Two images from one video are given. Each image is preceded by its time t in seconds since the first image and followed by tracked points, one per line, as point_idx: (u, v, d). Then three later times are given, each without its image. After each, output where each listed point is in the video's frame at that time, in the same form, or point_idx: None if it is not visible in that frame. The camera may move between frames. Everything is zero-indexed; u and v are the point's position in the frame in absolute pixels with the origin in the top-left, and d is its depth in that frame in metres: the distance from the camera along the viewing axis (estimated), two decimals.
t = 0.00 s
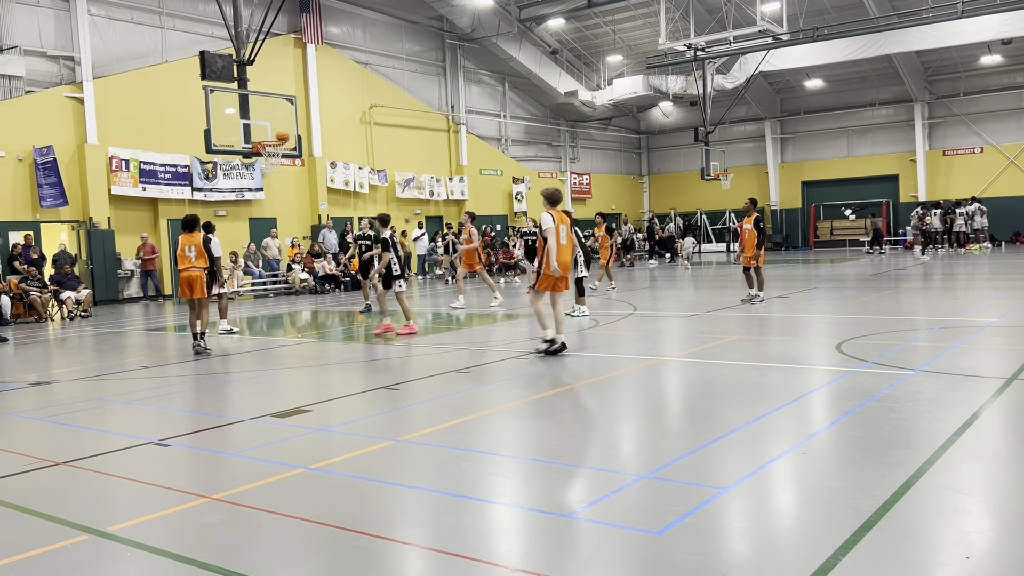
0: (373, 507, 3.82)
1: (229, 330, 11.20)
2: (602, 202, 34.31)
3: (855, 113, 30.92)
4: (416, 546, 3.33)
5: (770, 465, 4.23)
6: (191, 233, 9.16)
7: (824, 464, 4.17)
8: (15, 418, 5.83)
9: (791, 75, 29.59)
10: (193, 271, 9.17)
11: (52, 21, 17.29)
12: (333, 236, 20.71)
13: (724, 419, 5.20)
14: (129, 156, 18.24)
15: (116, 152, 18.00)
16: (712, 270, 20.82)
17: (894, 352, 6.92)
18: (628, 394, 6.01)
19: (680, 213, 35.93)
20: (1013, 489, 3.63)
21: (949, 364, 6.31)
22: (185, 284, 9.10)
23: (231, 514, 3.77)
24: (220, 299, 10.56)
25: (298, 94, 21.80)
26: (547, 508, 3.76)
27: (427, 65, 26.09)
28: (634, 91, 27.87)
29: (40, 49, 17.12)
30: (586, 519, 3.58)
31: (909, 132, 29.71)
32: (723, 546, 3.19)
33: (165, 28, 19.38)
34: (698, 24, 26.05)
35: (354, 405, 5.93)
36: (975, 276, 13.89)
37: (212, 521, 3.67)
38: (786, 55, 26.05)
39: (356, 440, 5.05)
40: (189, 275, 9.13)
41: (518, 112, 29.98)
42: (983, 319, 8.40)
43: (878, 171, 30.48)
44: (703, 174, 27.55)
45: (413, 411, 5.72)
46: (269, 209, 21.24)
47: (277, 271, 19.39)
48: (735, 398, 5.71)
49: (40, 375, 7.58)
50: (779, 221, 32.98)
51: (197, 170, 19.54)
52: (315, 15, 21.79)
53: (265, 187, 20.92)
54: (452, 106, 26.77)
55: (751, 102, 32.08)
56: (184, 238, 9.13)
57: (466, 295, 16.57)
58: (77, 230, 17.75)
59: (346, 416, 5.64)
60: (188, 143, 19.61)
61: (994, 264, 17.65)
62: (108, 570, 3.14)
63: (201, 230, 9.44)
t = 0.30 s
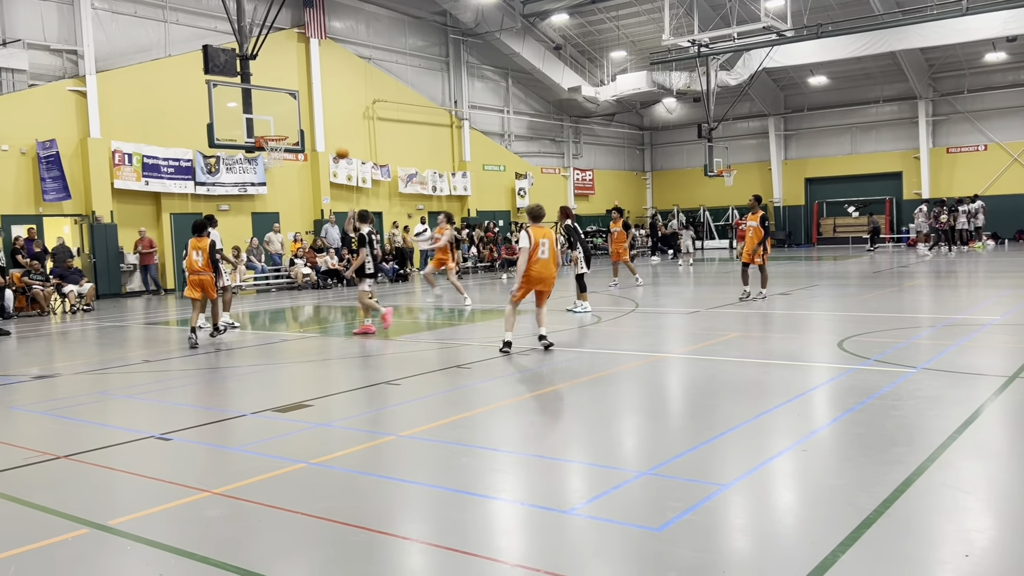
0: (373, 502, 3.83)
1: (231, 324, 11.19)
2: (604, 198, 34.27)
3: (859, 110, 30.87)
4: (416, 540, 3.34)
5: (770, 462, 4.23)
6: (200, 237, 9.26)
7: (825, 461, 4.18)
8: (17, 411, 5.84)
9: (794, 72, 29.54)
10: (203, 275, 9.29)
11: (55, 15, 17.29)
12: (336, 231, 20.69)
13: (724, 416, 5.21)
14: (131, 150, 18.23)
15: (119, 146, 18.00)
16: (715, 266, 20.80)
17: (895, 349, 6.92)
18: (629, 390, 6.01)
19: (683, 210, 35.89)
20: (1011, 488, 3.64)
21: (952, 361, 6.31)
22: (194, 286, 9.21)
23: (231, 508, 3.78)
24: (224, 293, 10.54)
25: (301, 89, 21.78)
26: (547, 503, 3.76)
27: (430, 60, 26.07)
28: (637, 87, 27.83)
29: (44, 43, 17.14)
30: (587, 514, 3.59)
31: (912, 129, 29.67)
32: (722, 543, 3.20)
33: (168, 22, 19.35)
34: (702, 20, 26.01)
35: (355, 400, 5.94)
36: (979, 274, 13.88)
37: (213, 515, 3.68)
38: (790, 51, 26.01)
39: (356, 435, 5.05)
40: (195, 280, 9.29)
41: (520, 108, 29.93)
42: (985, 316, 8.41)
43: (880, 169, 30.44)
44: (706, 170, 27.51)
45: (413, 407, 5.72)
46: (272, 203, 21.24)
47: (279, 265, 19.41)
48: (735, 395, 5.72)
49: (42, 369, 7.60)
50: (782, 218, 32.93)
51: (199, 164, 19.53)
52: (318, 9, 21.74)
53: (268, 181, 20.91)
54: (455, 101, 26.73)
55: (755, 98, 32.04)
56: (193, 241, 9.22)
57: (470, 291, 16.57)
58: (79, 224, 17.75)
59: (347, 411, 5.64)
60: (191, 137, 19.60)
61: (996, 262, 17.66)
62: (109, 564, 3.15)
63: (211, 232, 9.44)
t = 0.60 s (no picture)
0: (372, 495, 3.83)
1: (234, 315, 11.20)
2: (606, 193, 34.23)
3: (861, 107, 30.83)
4: (415, 534, 3.34)
5: (770, 457, 4.23)
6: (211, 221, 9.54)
7: (824, 457, 4.18)
8: (18, 402, 5.84)
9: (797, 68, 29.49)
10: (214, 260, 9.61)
11: (57, 5, 17.25)
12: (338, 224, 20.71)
13: (725, 411, 5.21)
14: (133, 142, 18.20)
15: (121, 138, 17.97)
16: (717, 262, 20.80)
17: (896, 346, 6.91)
18: (630, 385, 6.01)
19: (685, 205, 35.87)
20: (1011, 485, 3.64)
21: (953, 358, 6.32)
22: (207, 269, 9.68)
23: (231, 500, 3.78)
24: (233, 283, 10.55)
25: (304, 81, 21.75)
26: (546, 497, 3.77)
27: (434, 53, 26.03)
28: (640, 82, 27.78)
29: (46, 33, 17.10)
30: (586, 509, 3.59)
31: (915, 126, 29.63)
32: (721, 538, 3.20)
33: (171, 14, 19.30)
34: (706, 15, 25.95)
35: (355, 393, 5.94)
36: (980, 272, 13.87)
37: (212, 508, 3.68)
38: (793, 47, 25.96)
39: (355, 428, 5.05)
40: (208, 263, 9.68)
41: (523, 102, 29.88)
42: (987, 313, 8.41)
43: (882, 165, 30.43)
44: (708, 166, 27.47)
45: (413, 400, 5.72)
46: (274, 196, 21.23)
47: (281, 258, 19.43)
48: (736, 390, 5.72)
49: (44, 359, 7.61)
50: (784, 214, 32.91)
51: (201, 156, 19.51)
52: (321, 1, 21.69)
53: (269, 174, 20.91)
54: (457, 95, 26.68)
55: (758, 94, 32.01)
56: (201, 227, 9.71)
57: (472, 285, 16.58)
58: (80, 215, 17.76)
59: (347, 404, 5.65)
60: (192, 129, 19.57)
61: (1000, 259, 17.62)
62: (110, 556, 3.15)
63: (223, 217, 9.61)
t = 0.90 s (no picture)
0: (375, 486, 3.85)
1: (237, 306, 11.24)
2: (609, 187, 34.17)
3: (866, 102, 30.72)
4: (416, 524, 3.36)
5: (771, 452, 4.24)
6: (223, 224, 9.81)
7: (825, 452, 4.19)
8: (22, 390, 5.87)
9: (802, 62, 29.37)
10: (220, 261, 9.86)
11: None
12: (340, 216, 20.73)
13: (726, 405, 5.22)
14: (136, 132, 18.19)
15: (125, 127, 17.96)
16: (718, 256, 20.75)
17: (899, 341, 6.90)
18: (631, 378, 6.02)
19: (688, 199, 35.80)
20: (1011, 480, 3.64)
21: (955, 354, 6.31)
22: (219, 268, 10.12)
23: (234, 490, 3.80)
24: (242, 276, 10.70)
25: (307, 72, 21.72)
26: (548, 489, 3.78)
27: (437, 45, 25.98)
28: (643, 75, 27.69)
29: (49, 23, 17.11)
30: (588, 501, 3.60)
31: (920, 121, 29.52)
32: (723, 531, 3.21)
33: (174, 4, 19.27)
34: (710, 8, 25.85)
35: (358, 384, 5.96)
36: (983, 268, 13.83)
37: (216, 497, 3.70)
38: (799, 40, 25.86)
39: (358, 419, 5.07)
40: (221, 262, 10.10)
41: (527, 95, 29.80)
42: (990, 310, 8.40)
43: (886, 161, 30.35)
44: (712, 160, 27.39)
45: (415, 392, 5.74)
46: (277, 186, 21.24)
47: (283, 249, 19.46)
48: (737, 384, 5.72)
49: (47, 348, 7.64)
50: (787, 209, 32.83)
51: (204, 146, 19.50)
52: None
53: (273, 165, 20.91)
54: (460, 87, 26.64)
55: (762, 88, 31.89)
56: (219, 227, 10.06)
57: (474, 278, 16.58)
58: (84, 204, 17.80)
59: (350, 395, 5.67)
60: (196, 120, 19.56)
61: (1004, 255, 17.55)
62: (114, 544, 3.16)
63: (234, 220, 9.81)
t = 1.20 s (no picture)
0: (380, 470, 3.86)
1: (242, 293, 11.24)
2: (614, 177, 34.10)
3: (873, 93, 30.57)
4: (421, 508, 3.38)
5: (777, 440, 4.25)
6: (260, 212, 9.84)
7: (831, 440, 4.19)
8: (30, 374, 5.90)
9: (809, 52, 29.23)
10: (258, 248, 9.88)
11: None
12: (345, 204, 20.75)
13: (732, 394, 5.22)
14: (142, 119, 18.19)
15: (130, 114, 17.97)
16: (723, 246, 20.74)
17: (905, 331, 6.90)
18: (637, 367, 6.03)
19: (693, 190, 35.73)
20: (1017, 469, 3.65)
21: (961, 344, 6.31)
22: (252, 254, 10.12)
23: (241, 474, 3.81)
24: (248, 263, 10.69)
25: (313, 59, 21.70)
26: (553, 475, 3.80)
27: (442, 33, 25.93)
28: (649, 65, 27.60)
29: (55, 8, 17.12)
30: (593, 487, 3.61)
31: (927, 113, 29.38)
32: (728, 518, 3.21)
33: None
34: None
35: (364, 370, 5.98)
36: (990, 259, 13.80)
37: (224, 481, 3.71)
38: (806, 30, 25.74)
39: (365, 405, 5.09)
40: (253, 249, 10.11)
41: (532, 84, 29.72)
42: (997, 301, 8.37)
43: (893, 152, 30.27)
44: (718, 151, 27.29)
45: (422, 379, 5.75)
46: (283, 173, 21.28)
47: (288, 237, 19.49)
48: (743, 373, 5.73)
49: (54, 334, 7.66)
50: (792, 200, 32.75)
51: (210, 133, 19.49)
52: None
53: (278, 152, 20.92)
54: (466, 75, 26.58)
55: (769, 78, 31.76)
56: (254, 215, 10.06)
57: (478, 266, 16.61)
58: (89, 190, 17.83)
59: (356, 381, 5.68)
60: (201, 107, 19.56)
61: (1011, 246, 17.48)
62: (124, 525, 3.18)
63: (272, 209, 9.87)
